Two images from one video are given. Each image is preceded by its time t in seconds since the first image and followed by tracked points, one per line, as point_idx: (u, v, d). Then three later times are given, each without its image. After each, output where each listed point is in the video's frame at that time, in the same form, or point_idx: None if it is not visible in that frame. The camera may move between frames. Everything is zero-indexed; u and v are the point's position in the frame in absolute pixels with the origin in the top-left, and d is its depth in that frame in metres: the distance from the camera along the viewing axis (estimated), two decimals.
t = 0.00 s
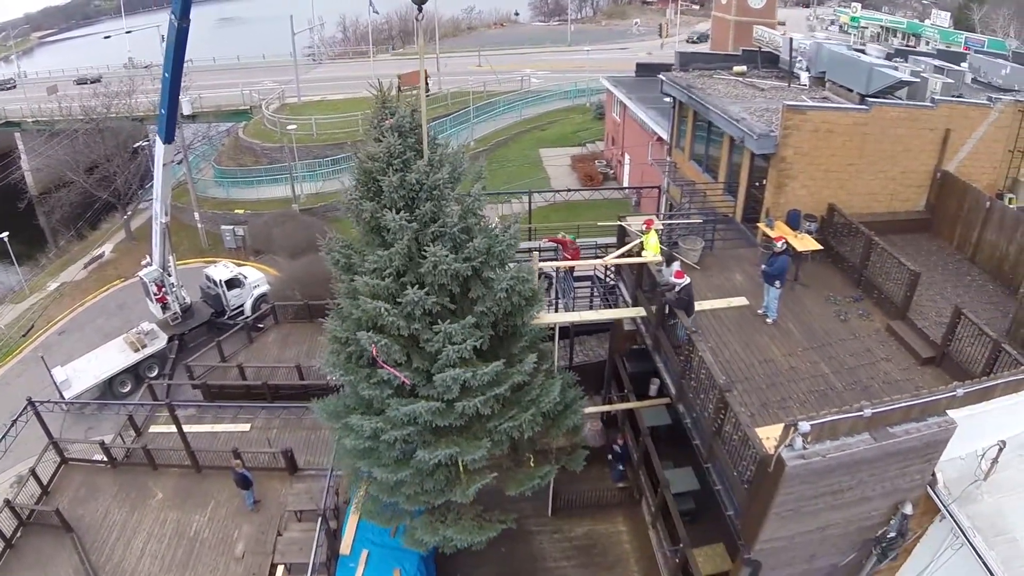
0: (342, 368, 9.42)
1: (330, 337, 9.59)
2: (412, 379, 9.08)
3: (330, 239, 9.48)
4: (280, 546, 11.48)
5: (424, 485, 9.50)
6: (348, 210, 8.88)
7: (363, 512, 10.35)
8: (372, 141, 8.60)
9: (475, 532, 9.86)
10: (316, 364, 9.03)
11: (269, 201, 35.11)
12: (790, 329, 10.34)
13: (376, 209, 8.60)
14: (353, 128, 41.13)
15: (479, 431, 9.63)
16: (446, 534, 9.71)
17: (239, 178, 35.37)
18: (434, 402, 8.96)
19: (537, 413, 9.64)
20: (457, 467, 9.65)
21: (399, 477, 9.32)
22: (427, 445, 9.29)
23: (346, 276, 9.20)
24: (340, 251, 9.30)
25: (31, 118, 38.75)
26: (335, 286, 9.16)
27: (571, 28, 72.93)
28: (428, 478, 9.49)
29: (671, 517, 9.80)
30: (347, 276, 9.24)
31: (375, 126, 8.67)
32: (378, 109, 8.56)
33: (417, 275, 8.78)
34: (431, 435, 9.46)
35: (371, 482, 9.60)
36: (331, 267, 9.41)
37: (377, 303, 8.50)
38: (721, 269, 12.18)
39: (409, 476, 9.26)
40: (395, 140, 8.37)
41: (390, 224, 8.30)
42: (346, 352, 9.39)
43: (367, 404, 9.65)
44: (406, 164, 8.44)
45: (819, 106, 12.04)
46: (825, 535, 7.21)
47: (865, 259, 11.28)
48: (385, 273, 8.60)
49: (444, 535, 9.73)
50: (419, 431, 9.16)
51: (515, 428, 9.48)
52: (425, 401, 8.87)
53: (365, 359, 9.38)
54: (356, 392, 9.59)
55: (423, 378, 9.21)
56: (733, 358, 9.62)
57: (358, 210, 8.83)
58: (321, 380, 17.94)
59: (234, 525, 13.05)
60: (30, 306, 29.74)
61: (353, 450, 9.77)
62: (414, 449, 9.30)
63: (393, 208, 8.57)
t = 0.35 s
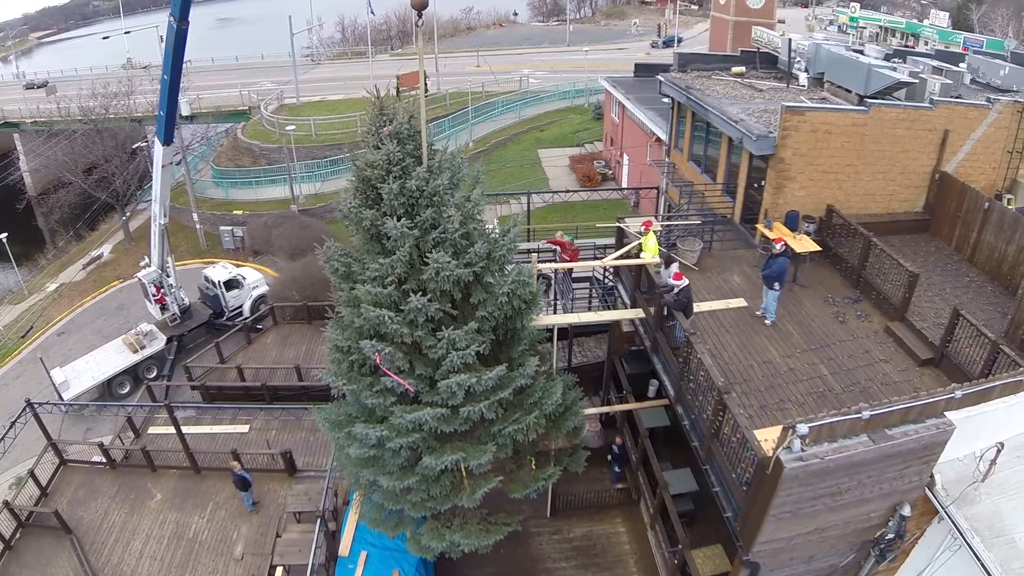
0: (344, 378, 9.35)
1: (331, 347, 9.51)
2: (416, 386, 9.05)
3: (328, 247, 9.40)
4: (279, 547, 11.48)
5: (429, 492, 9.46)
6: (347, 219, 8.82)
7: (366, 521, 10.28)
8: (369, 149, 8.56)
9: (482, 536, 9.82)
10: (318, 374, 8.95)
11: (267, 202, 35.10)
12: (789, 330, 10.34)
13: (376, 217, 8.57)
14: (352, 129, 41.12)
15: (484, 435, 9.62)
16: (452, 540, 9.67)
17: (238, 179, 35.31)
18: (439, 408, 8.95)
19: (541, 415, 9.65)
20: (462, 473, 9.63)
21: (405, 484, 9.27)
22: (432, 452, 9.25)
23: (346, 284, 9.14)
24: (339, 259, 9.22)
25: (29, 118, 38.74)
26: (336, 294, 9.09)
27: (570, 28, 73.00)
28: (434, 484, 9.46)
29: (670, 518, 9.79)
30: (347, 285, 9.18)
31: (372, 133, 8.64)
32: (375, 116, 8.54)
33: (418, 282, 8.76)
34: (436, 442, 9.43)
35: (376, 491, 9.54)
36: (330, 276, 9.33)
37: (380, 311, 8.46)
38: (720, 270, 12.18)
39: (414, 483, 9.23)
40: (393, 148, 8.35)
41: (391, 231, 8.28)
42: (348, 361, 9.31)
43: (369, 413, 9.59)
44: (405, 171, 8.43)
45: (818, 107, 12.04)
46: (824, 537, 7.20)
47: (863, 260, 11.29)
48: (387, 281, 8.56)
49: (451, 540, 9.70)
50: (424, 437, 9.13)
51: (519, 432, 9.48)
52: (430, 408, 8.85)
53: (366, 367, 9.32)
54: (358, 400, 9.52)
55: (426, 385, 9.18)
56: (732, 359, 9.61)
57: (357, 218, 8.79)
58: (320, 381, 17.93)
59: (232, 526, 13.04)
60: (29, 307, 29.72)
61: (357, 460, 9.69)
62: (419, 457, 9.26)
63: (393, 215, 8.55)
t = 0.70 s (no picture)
0: (350, 385, 9.34)
1: (337, 354, 9.51)
2: (424, 392, 9.08)
3: (332, 254, 9.38)
4: (281, 547, 11.57)
5: (437, 497, 9.52)
6: (352, 225, 8.83)
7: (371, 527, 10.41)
8: (375, 156, 8.61)
9: (490, 540, 9.91)
10: (325, 382, 8.95)
11: (269, 202, 35.17)
12: (789, 330, 10.38)
13: (382, 224, 8.59)
14: (353, 129, 41.18)
15: (491, 439, 9.68)
16: (461, 545, 9.72)
17: (239, 179, 35.38)
18: (448, 414, 9.01)
19: (547, 418, 9.73)
20: (469, 477, 9.68)
21: (413, 490, 9.29)
22: (439, 457, 9.29)
23: (352, 291, 9.16)
24: (344, 267, 9.22)
25: (31, 118, 38.84)
26: (341, 301, 9.10)
27: (571, 29, 73.04)
28: (441, 489, 9.51)
29: (670, 518, 9.81)
30: (352, 292, 9.17)
31: (377, 140, 8.69)
32: (380, 122, 8.59)
33: (425, 287, 8.81)
34: (443, 447, 9.47)
35: (383, 497, 9.55)
36: (335, 283, 9.33)
37: (389, 317, 8.49)
38: (721, 271, 12.21)
39: (423, 489, 9.26)
40: (400, 155, 8.41)
41: (399, 237, 8.32)
42: (354, 368, 9.32)
43: (375, 419, 9.59)
44: (412, 178, 8.48)
45: (819, 108, 12.07)
46: (823, 537, 7.24)
47: (863, 261, 11.33)
48: (394, 287, 8.59)
49: (460, 544, 9.73)
50: (433, 443, 9.17)
51: (526, 435, 9.56)
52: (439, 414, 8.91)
53: (373, 374, 9.33)
54: (364, 407, 9.52)
55: (434, 390, 9.22)
56: (732, 360, 9.65)
57: (363, 225, 8.79)
58: (321, 381, 17.99)
59: (234, 526, 13.08)
60: (31, 307, 29.81)
61: (363, 466, 9.69)
62: (427, 462, 9.30)
63: (399, 222, 8.59)
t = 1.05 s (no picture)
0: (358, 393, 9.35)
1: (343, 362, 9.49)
2: (433, 398, 9.13)
3: (337, 261, 9.38)
4: (284, 546, 11.63)
5: (446, 502, 9.54)
6: (360, 232, 8.86)
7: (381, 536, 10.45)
8: (382, 163, 8.67)
9: (500, 543, 9.91)
10: (334, 389, 8.94)
11: (271, 202, 35.26)
12: (789, 331, 10.43)
13: (391, 231, 8.64)
14: (354, 130, 41.24)
15: (500, 444, 9.74)
16: (470, 550, 9.72)
17: (241, 180, 35.47)
18: (458, 419, 9.05)
19: (555, 421, 9.79)
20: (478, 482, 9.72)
21: (423, 497, 9.30)
22: (448, 462, 9.32)
23: (359, 299, 9.16)
24: (350, 274, 9.21)
25: (33, 118, 38.92)
26: (348, 308, 9.11)
27: (572, 30, 73.09)
28: (450, 494, 9.53)
29: (671, 518, 9.84)
30: (360, 299, 9.19)
31: (384, 147, 8.74)
32: (387, 129, 8.65)
33: (434, 294, 8.88)
34: (452, 452, 9.50)
35: (392, 504, 9.55)
36: (340, 290, 9.32)
37: (400, 324, 8.54)
38: (721, 272, 12.26)
39: (432, 495, 9.28)
40: (408, 161, 8.47)
41: (409, 244, 8.38)
42: (362, 376, 9.32)
43: (382, 426, 9.60)
44: (420, 184, 8.54)
45: (819, 110, 12.14)
46: (822, 536, 7.29)
47: (863, 262, 11.38)
48: (404, 294, 8.65)
49: (470, 548, 9.73)
50: (442, 449, 9.20)
51: (534, 439, 9.61)
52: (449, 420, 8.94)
53: (380, 381, 9.33)
54: (372, 414, 9.53)
55: (442, 396, 9.26)
56: (733, 360, 9.71)
57: (371, 233, 8.83)
58: (322, 381, 18.04)
59: (236, 525, 13.14)
60: (33, 307, 29.87)
61: (371, 474, 9.68)
62: (436, 467, 9.33)
63: (408, 228, 8.65)
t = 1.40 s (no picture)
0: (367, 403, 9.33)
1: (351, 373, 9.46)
2: (444, 405, 9.15)
3: (341, 272, 9.36)
4: (285, 547, 11.69)
5: (458, 509, 9.51)
6: (366, 243, 8.86)
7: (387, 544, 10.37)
8: (386, 173, 8.70)
9: (512, 546, 9.81)
10: (344, 401, 8.92)
11: (272, 204, 35.34)
12: (790, 332, 10.47)
13: (398, 240, 8.65)
14: (354, 131, 41.27)
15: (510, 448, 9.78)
16: (484, 555, 9.66)
17: (240, 181, 35.53)
18: (470, 426, 9.07)
19: (563, 423, 9.87)
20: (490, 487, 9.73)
21: (436, 505, 9.29)
22: (460, 469, 9.33)
23: (367, 309, 9.16)
24: (356, 284, 9.19)
25: (33, 119, 38.94)
26: (356, 318, 9.10)
27: (571, 31, 73.17)
28: (462, 500, 9.51)
29: (673, 518, 9.86)
30: (367, 310, 9.17)
31: (388, 156, 8.77)
32: (391, 138, 8.69)
33: (443, 301, 8.91)
34: (463, 459, 9.51)
35: (404, 513, 9.51)
36: (346, 301, 9.29)
37: (411, 333, 8.57)
38: (722, 272, 12.31)
39: (445, 502, 9.26)
40: (413, 170, 8.51)
41: (419, 253, 8.41)
42: (371, 386, 9.29)
43: (392, 435, 9.59)
44: (427, 193, 8.58)
45: (819, 111, 12.20)
46: (822, 535, 7.34)
47: (863, 262, 11.44)
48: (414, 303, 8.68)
49: (484, 553, 9.65)
50: (454, 456, 9.22)
51: (544, 442, 9.66)
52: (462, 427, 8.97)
53: (390, 391, 9.33)
54: (381, 424, 9.51)
55: (453, 403, 9.29)
56: (733, 360, 9.77)
57: (377, 243, 8.83)
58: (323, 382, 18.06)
59: (238, 526, 13.17)
60: (32, 308, 29.89)
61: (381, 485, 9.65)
62: (448, 475, 9.33)
63: (415, 237, 8.67)
